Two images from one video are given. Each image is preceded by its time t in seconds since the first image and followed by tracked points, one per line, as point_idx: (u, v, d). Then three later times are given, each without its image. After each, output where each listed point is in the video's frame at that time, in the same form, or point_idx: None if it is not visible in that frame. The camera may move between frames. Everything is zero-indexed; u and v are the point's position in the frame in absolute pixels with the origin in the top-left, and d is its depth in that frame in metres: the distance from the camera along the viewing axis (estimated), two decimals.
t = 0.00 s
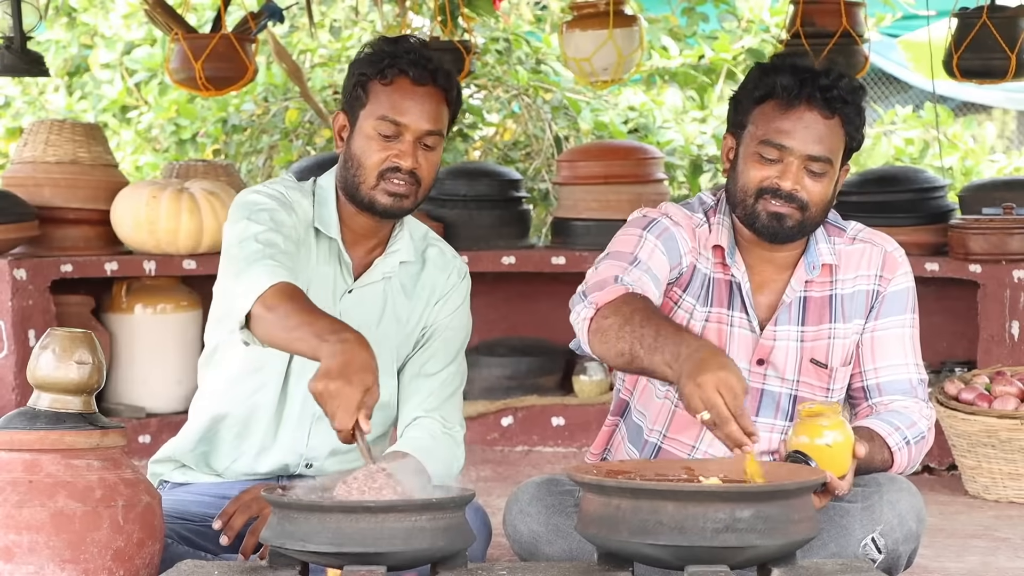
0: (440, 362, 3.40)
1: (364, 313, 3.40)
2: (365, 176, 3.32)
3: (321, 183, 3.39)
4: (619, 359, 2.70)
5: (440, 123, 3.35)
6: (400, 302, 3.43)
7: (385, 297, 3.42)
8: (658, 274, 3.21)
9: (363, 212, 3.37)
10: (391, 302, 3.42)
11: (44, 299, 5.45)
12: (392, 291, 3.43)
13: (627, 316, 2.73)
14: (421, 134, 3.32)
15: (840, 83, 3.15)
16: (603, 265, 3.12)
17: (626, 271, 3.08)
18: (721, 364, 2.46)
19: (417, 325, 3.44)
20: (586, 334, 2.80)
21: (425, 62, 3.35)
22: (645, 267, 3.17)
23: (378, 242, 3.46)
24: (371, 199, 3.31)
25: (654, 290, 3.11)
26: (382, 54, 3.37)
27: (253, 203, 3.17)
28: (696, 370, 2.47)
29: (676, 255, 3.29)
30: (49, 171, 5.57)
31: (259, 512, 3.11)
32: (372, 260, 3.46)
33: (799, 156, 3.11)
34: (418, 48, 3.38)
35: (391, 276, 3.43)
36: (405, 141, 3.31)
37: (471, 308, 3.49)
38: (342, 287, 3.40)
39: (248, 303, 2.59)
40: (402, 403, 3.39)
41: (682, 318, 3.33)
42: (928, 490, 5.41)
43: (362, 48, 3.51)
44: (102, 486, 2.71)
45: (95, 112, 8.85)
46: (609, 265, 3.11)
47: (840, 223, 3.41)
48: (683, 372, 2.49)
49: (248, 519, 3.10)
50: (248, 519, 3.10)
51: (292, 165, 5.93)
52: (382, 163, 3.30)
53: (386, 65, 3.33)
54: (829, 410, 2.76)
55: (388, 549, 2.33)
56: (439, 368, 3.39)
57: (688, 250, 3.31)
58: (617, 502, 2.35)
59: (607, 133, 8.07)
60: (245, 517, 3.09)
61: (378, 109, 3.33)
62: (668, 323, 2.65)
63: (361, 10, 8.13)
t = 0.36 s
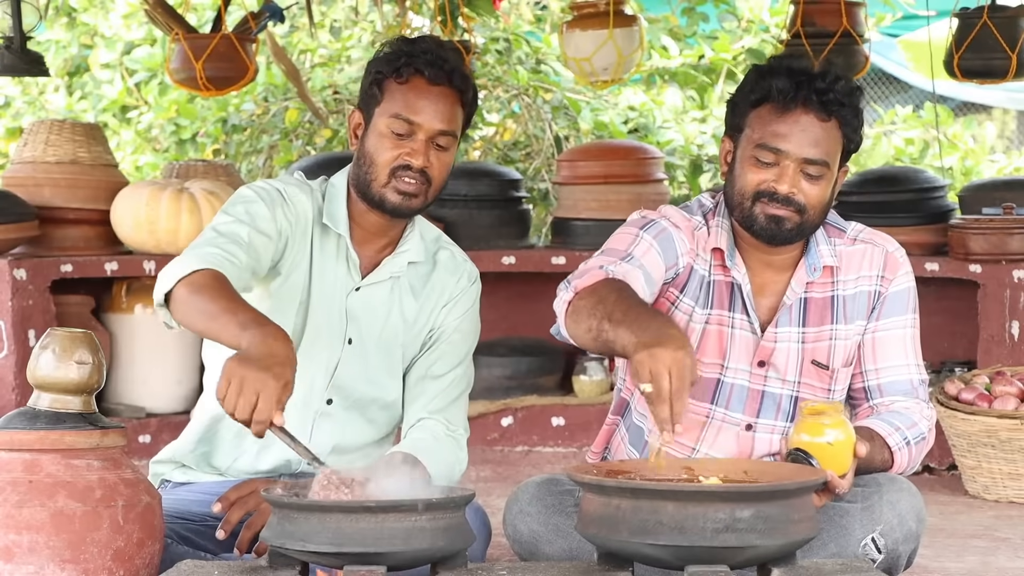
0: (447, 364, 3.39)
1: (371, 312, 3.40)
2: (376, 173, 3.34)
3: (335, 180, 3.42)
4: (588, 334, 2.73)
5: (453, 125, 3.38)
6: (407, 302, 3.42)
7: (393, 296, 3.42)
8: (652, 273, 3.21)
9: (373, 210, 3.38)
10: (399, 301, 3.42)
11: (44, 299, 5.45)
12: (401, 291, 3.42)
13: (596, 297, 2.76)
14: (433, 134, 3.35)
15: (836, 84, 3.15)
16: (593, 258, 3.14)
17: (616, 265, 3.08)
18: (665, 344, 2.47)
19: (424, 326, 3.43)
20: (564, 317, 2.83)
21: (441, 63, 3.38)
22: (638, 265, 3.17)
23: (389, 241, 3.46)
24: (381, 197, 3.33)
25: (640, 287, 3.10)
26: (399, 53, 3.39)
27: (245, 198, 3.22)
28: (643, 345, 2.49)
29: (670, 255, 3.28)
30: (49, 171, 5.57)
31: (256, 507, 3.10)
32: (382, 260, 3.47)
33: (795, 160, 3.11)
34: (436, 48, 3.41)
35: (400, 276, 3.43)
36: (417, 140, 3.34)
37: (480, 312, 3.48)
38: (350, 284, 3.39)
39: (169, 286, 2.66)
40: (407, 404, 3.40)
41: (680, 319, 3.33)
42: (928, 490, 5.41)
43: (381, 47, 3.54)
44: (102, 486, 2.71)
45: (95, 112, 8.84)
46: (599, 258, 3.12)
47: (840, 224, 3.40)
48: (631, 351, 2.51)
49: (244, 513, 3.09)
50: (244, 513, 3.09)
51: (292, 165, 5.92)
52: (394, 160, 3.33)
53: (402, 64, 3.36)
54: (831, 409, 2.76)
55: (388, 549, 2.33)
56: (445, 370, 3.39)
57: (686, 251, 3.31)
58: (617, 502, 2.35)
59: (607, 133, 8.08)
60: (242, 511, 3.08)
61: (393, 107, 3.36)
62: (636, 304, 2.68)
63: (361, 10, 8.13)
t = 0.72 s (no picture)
0: (441, 362, 3.39)
1: (363, 313, 3.40)
2: (355, 173, 3.34)
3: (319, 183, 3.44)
4: (582, 352, 2.71)
5: (428, 120, 3.38)
6: (399, 302, 3.42)
7: (384, 297, 3.42)
8: (642, 282, 3.19)
9: (357, 211, 3.38)
10: (390, 301, 3.42)
11: (44, 299, 5.45)
12: (392, 291, 3.42)
13: (588, 313, 2.73)
14: (409, 131, 3.35)
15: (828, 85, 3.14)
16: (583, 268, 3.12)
17: (603, 275, 3.07)
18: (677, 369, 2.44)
19: (417, 324, 3.43)
20: (553, 332, 2.81)
21: (411, 58, 3.39)
22: (626, 274, 3.15)
23: (377, 240, 3.46)
24: (362, 197, 3.33)
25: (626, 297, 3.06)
26: (368, 51, 3.40)
27: (240, 202, 3.26)
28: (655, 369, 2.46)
29: (662, 261, 3.26)
30: (49, 171, 5.57)
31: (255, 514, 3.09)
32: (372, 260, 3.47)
33: (786, 163, 3.11)
34: (406, 45, 3.41)
35: (390, 276, 3.43)
36: (393, 138, 3.35)
37: (471, 308, 3.48)
38: (341, 286, 3.39)
39: (193, 289, 2.73)
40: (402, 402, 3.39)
41: (675, 324, 3.33)
42: (928, 490, 5.41)
43: (351, 49, 3.55)
44: (102, 486, 2.71)
45: (95, 112, 8.84)
46: (587, 267, 3.10)
47: (835, 224, 3.41)
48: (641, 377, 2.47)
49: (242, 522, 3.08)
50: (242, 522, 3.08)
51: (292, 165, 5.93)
52: (370, 160, 3.33)
53: (372, 62, 3.37)
54: (831, 411, 2.77)
55: (388, 549, 2.33)
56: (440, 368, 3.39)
57: (679, 256, 3.31)
58: (617, 502, 2.35)
59: (607, 133, 8.08)
60: (240, 521, 3.07)
61: (367, 107, 3.36)
62: (631, 322, 2.65)
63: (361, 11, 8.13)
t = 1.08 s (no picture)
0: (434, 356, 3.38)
1: (352, 306, 3.39)
2: (329, 168, 3.35)
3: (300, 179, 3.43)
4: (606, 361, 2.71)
5: (397, 108, 3.37)
6: (388, 293, 3.42)
7: (372, 289, 3.42)
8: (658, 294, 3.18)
9: (338, 204, 3.38)
10: (380, 294, 3.41)
11: (44, 298, 5.45)
12: (380, 282, 3.42)
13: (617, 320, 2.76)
14: (378, 120, 3.35)
15: (834, 88, 3.14)
16: (602, 286, 3.07)
17: (628, 288, 3.04)
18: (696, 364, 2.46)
19: (406, 316, 3.43)
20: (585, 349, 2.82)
21: (374, 47, 3.38)
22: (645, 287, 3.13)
23: (362, 232, 3.46)
24: (339, 191, 3.34)
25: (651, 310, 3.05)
26: (331, 45, 3.40)
27: (218, 202, 3.22)
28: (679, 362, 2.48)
29: (672, 272, 3.25)
30: (49, 171, 5.57)
31: (260, 519, 3.08)
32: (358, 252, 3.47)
33: (792, 166, 3.11)
34: (368, 34, 3.40)
35: (378, 268, 3.42)
36: (363, 129, 3.35)
37: (462, 298, 3.47)
38: (328, 279, 3.39)
39: (164, 286, 2.69)
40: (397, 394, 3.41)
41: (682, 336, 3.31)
42: (928, 490, 5.41)
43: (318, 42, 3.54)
44: (102, 486, 2.71)
45: (95, 112, 8.83)
46: (608, 286, 3.05)
47: (834, 223, 3.40)
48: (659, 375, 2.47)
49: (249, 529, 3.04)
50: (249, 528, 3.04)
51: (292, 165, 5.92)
52: (343, 153, 3.34)
53: (335, 56, 3.37)
54: (831, 418, 2.75)
55: (388, 549, 2.33)
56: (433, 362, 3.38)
57: (687, 268, 3.29)
58: (617, 502, 2.35)
59: (607, 133, 8.08)
60: (246, 526, 3.04)
61: (335, 100, 3.37)
62: (652, 326, 2.69)
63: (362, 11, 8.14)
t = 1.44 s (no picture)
0: (441, 333, 3.42)
1: (343, 292, 3.40)
2: (311, 152, 3.34)
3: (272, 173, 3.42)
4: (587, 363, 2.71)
5: (373, 87, 3.38)
6: (377, 274, 3.43)
7: (362, 272, 3.43)
8: (653, 295, 3.16)
9: (319, 189, 3.38)
10: (371, 277, 3.43)
11: (44, 299, 5.45)
12: (369, 264, 3.44)
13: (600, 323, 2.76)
14: (355, 99, 3.36)
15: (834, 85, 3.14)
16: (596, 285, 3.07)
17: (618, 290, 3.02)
18: (670, 385, 2.41)
19: (402, 294, 3.45)
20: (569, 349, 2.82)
21: (345, 28, 3.38)
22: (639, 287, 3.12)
23: (344, 216, 3.46)
24: (321, 173, 3.33)
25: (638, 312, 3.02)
26: (301, 29, 3.40)
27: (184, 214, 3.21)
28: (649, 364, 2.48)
29: (670, 273, 3.23)
30: (49, 171, 5.57)
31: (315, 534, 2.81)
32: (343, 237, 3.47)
33: (792, 162, 3.11)
34: (337, 17, 3.41)
35: (365, 249, 3.44)
36: (341, 109, 3.35)
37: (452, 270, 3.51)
38: (317, 267, 3.39)
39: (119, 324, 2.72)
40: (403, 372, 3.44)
41: (681, 334, 3.30)
42: (928, 490, 5.41)
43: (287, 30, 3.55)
44: (102, 486, 2.71)
45: (95, 112, 8.83)
46: (601, 285, 3.05)
47: (835, 222, 3.40)
48: (632, 383, 2.44)
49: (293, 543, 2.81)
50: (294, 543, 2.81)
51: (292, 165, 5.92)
52: (324, 134, 3.34)
53: (307, 39, 3.36)
54: (833, 421, 2.76)
55: (388, 549, 2.33)
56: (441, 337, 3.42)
57: (685, 267, 3.28)
58: (617, 502, 2.35)
59: (607, 133, 8.07)
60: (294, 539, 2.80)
61: (311, 83, 3.37)
62: (633, 330, 2.67)
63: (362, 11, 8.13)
